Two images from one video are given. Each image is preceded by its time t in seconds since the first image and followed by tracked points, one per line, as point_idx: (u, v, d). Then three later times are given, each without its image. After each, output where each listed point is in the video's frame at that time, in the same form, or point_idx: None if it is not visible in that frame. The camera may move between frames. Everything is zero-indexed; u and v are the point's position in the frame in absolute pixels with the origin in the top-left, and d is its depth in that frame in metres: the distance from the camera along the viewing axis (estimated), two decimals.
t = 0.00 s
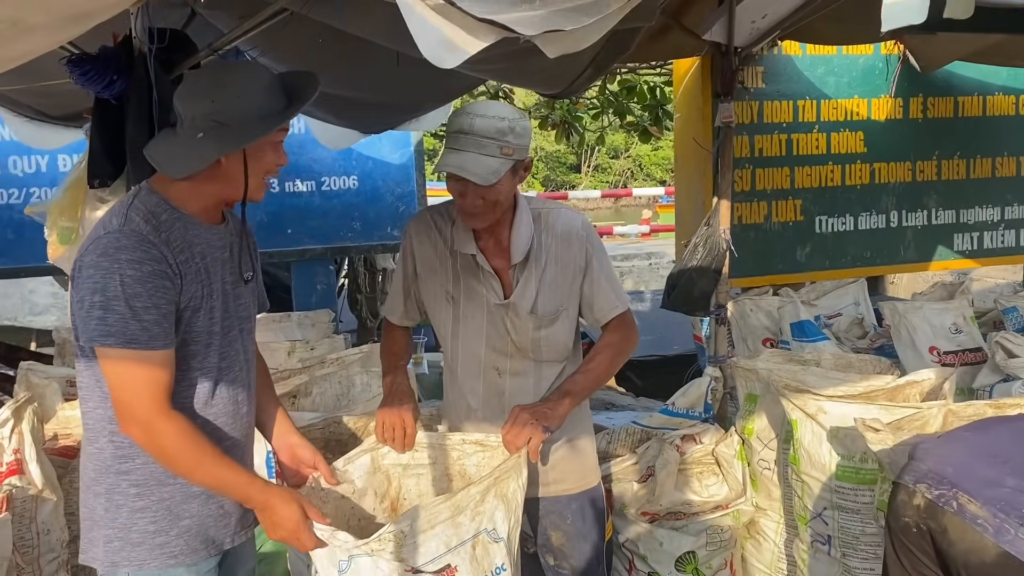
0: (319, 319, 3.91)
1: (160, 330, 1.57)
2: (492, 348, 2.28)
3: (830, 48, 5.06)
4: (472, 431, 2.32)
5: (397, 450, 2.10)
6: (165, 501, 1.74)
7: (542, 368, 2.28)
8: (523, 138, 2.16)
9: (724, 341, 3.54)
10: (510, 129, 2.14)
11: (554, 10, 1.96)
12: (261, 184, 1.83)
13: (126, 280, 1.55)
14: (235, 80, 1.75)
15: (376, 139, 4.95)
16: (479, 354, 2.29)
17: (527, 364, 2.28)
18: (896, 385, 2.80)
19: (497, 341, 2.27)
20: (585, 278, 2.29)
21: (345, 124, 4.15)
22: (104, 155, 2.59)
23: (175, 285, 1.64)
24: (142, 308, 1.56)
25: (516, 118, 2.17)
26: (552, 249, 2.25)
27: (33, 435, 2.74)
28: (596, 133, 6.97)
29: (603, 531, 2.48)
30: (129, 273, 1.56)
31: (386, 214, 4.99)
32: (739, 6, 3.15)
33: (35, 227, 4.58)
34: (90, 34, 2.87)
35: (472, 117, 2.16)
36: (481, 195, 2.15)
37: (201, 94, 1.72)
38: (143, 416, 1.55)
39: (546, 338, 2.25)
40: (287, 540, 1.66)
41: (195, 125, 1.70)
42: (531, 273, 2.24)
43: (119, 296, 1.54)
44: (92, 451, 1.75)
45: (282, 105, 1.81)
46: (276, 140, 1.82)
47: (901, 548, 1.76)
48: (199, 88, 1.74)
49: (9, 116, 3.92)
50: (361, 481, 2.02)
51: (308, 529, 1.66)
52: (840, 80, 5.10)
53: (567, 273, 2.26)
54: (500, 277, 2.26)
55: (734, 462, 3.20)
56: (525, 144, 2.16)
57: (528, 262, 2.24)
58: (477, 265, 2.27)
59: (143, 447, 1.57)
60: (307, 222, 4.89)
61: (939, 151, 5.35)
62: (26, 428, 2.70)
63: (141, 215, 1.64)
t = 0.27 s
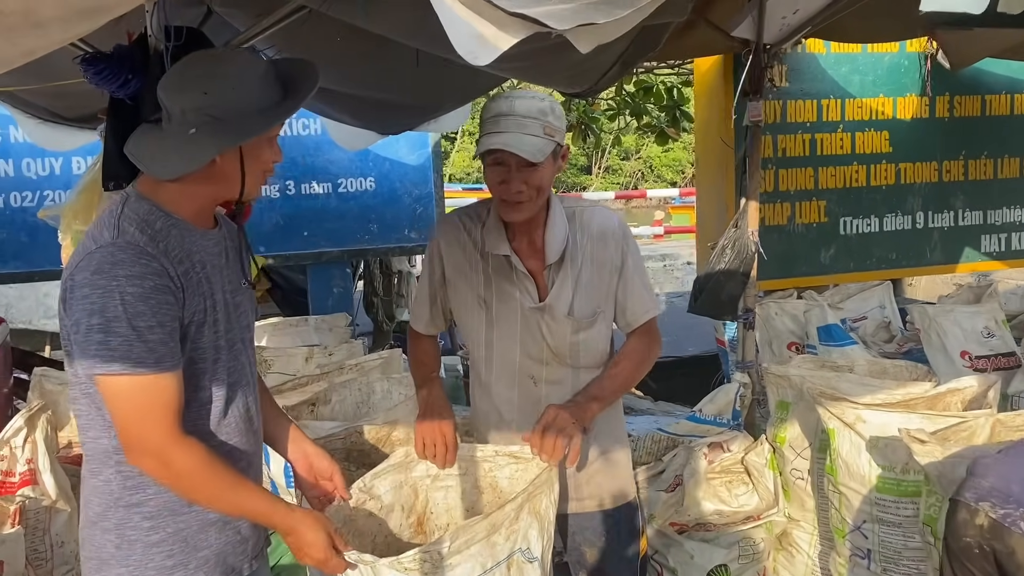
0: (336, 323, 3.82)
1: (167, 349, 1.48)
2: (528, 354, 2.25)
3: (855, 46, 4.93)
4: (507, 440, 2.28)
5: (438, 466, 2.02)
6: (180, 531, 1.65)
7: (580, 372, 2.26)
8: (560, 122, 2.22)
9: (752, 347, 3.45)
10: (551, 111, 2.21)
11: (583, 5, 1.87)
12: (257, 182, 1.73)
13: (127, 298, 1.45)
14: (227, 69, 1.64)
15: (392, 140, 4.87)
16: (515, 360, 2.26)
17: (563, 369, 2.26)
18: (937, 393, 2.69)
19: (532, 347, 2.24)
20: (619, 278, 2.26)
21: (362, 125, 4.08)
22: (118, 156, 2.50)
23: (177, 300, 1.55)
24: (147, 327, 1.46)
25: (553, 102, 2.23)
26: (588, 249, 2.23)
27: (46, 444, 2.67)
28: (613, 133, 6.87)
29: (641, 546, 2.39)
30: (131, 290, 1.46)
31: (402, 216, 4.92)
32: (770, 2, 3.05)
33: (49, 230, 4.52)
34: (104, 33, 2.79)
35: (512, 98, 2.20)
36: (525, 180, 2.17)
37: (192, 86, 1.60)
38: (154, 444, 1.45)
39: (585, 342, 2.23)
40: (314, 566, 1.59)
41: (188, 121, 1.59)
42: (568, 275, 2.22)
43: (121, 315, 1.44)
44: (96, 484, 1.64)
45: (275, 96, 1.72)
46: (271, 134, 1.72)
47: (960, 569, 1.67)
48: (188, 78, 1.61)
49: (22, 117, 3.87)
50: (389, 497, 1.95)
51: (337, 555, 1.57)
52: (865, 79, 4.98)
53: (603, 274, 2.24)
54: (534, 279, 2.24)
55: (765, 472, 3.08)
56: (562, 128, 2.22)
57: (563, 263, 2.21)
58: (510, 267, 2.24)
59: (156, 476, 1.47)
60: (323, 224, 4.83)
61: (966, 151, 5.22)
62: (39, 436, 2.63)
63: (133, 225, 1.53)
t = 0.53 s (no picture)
0: (355, 331, 3.73)
1: (207, 378, 1.38)
2: (562, 372, 2.11)
3: (883, 45, 4.80)
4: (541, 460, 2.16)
5: (472, 487, 1.96)
6: None
7: (618, 392, 2.11)
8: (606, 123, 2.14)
9: (787, 356, 3.35)
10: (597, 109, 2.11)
11: None
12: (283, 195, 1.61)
13: (164, 326, 1.35)
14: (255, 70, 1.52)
15: (411, 144, 4.78)
16: (548, 378, 2.12)
17: (599, 388, 2.11)
18: (988, 407, 2.57)
19: (567, 365, 2.10)
20: (656, 291, 2.10)
21: (381, 129, 3.98)
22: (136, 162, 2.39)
23: (213, 323, 1.44)
24: (185, 356, 1.36)
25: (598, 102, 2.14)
26: (629, 260, 2.09)
27: (62, 460, 2.58)
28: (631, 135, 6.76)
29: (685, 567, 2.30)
30: (167, 317, 1.35)
31: (421, 220, 4.84)
32: None
33: (63, 236, 4.44)
34: (121, 34, 2.72)
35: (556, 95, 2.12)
36: (569, 180, 2.06)
37: (217, 87, 1.49)
38: (197, 482, 1.36)
39: (623, 360, 2.08)
40: None
41: (211, 125, 1.48)
42: (607, 288, 2.08)
43: (158, 346, 1.34)
44: (108, 527, 1.51)
45: (305, 101, 1.60)
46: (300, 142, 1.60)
47: None
48: (213, 79, 1.50)
49: (36, 121, 3.79)
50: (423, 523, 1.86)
51: None
52: (893, 79, 4.84)
53: (642, 287, 2.09)
54: (572, 292, 2.11)
55: (804, 487, 2.96)
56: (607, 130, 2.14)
57: (602, 275, 2.08)
58: (546, 278, 2.12)
59: (198, 515, 1.38)
60: (341, 230, 4.74)
61: (997, 152, 5.09)
62: (56, 451, 2.54)
63: (162, 242, 1.41)
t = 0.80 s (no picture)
0: (370, 337, 3.67)
1: (264, 379, 1.32)
2: (590, 383, 2.02)
3: (906, 44, 4.72)
4: (569, 475, 2.08)
5: (498, 502, 1.89)
6: None
7: (648, 404, 2.02)
8: (623, 121, 2.03)
9: (815, 362, 3.29)
10: (610, 110, 2.02)
11: None
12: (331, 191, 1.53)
13: (221, 324, 1.29)
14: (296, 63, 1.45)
15: (427, 146, 4.80)
16: (575, 389, 2.04)
17: (629, 402, 2.02)
18: None
19: (595, 376, 2.01)
20: (690, 300, 2.03)
21: (397, 130, 3.92)
22: (152, 164, 2.35)
23: (271, 323, 1.38)
24: (243, 356, 1.30)
25: (617, 99, 2.03)
26: (660, 267, 2.01)
27: (76, 471, 2.52)
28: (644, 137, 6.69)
29: None
30: (224, 316, 1.29)
31: (437, 223, 4.87)
32: None
33: (74, 241, 4.38)
34: (136, 34, 2.65)
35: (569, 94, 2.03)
36: (570, 181, 1.97)
37: (258, 84, 1.43)
38: (252, 485, 1.31)
39: (653, 371, 1.99)
40: None
41: (257, 123, 1.42)
42: (636, 295, 1.99)
43: (216, 345, 1.28)
44: (159, 535, 1.44)
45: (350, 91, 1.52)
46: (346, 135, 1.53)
47: None
48: (254, 76, 1.44)
49: (47, 124, 3.73)
50: (461, 545, 1.80)
51: None
52: (916, 78, 4.75)
53: (674, 295, 2.01)
54: (598, 300, 2.02)
55: (834, 496, 2.89)
56: (624, 129, 2.02)
57: (631, 281, 1.99)
58: (572, 284, 2.03)
59: (252, 521, 1.33)
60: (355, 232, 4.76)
61: (1021, 152, 5.00)
62: (70, 462, 2.48)
63: (217, 241, 1.35)
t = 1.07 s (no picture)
0: (380, 341, 3.61)
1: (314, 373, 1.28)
2: (608, 391, 1.97)
3: (920, 43, 4.67)
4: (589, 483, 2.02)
5: (519, 514, 1.87)
6: None
7: (667, 413, 1.96)
8: (632, 128, 1.90)
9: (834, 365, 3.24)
10: (616, 117, 1.90)
11: None
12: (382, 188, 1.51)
13: (279, 314, 1.25)
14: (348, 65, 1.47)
15: (436, 148, 4.95)
16: (593, 397, 1.98)
17: (649, 410, 1.97)
18: None
19: (614, 383, 1.96)
20: (715, 305, 1.96)
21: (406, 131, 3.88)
22: (160, 166, 2.28)
23: (330, 320, 1.34)
24: (299, 347, 1.26)
25: (625, 105, 1.91)
26: (681, 272, 1.94)
27: (84, 479, 2.47)
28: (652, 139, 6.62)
29: None
30: (284, 305, 1.25)
31: (446, 225, 5.01)
32: None
33: (82, 244, 4.33)
34: (146, 33, 2.62)
35: (572, 103, 1.93)
36: (574, 193, 1.88)
37: (309, 85, 1.44)
38: (279, 478, 1.26)
39: (674, 379, 1.94)
40: None
41: (307, 123, 1.42)
42: (657, 301, 1.93)
43: (273, 333, 1.24)
44: (210, 530, 1.41)
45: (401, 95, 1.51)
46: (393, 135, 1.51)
47: None
48: (306, 78, 1.45)
49: (55, 126, 3.70)
50: (477, 556, 1.78)
51: None
52: (931, 77, 4.69)
53: (696, 299, 1.95)
54: (617, 304, 1.96)
55: (856, 503, 2.83)
56: (634, 136, 1.90)
57: (651, 287, 1.93)
58: (589, 289, 1.97)
59: (275, 517, 1.28)
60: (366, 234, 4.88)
61: None
62: (78, 470, 2.44)
63: (281, 234, 1.32)
